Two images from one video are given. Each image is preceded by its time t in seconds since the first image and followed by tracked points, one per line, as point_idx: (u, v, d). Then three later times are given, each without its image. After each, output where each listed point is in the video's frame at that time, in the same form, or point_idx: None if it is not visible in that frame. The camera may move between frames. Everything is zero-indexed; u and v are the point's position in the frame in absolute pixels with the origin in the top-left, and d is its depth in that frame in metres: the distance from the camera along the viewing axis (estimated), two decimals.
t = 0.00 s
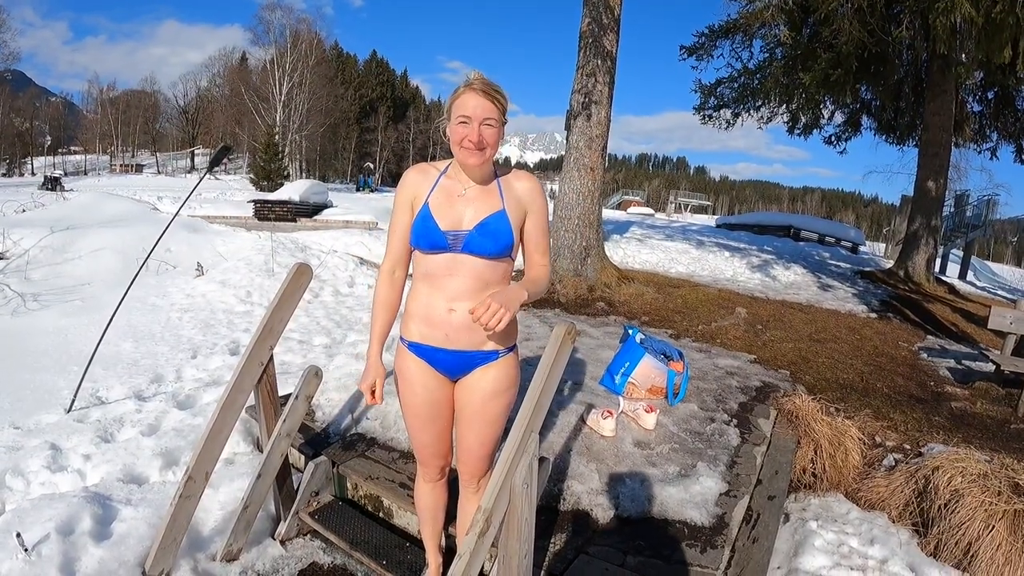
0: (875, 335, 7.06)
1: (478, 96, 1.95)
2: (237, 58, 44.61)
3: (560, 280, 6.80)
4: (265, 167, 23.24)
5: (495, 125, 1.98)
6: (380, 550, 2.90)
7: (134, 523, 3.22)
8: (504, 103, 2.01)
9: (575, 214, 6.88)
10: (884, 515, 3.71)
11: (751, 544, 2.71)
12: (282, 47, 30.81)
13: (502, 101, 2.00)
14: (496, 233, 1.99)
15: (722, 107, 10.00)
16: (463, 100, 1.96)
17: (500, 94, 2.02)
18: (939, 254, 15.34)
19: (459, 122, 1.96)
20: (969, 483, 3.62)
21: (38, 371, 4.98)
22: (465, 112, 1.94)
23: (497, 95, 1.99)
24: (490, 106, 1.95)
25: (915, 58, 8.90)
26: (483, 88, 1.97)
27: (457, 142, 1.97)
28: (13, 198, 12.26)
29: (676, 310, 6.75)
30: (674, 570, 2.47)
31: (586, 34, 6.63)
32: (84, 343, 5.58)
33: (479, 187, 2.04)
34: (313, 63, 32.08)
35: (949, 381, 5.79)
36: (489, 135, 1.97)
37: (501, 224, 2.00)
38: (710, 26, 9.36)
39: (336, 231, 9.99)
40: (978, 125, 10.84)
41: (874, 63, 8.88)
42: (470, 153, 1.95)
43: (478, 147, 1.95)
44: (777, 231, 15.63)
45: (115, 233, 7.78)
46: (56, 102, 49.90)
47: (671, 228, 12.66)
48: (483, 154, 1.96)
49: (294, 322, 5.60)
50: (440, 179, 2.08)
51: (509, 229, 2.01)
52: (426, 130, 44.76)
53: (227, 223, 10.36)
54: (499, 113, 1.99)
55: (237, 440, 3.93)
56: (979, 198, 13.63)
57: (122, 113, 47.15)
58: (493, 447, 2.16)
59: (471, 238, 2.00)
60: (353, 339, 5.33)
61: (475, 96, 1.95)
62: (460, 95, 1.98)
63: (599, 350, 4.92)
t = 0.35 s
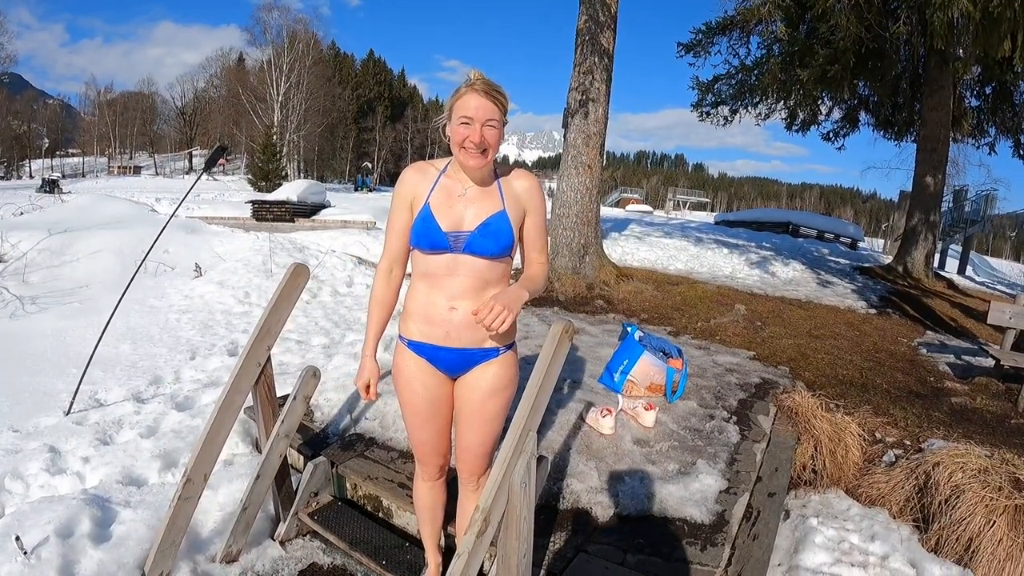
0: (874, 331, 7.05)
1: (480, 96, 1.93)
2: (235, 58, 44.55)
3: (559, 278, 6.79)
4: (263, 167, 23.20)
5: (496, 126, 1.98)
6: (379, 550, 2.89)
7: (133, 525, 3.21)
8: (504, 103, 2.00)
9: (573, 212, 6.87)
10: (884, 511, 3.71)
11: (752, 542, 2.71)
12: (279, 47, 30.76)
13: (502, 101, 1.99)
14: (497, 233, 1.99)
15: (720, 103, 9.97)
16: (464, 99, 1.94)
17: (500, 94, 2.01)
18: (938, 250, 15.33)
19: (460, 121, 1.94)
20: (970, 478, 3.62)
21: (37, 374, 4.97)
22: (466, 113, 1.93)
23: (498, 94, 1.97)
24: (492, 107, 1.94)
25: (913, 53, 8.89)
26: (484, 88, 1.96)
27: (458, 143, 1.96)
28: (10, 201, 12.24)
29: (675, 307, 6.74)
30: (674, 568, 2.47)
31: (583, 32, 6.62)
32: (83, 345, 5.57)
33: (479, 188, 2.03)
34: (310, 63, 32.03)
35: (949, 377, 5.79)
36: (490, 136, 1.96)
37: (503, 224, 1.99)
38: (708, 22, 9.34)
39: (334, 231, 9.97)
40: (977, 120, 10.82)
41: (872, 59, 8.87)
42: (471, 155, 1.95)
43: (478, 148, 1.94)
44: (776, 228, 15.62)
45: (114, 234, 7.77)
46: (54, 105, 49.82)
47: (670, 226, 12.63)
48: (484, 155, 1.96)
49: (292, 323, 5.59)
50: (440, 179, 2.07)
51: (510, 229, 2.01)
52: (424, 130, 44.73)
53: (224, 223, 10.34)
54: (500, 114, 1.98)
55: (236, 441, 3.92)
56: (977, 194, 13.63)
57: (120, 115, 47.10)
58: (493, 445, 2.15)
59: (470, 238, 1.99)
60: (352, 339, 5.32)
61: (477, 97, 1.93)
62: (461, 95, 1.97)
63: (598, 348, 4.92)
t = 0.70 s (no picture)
0: (876, 331, 7.03)
1: (522, 113, 1.90)
2: (236, 58, 44.55)
3: (560, 277, 6.77)
4: (265, 166, 23.20)
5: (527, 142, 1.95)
6: (379, 549, 2.88)
7: (132, 525, 3.21)
8: (541, 123, 1.97)
9: (574, 212, 6.85)
10: (886, 511, 3.69)
11: (753, 542, 2.69)
12: (280, 47, 30.73)
13: (540, 122, 1.97)
14: (491, 235, 1.97)
15: (721, 103, 9.94)
16: (507, 109, 1.91)
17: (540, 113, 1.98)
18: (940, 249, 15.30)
19: (494, 127, 1.91)
20: (971, 479, 3.60)
21: (37, 373, 4.97)
22: (500, 122, 1.90)
23: (537, 116, 1.95)
24: (527, 126, 1.91)
25: (915, 53, 8.86)
26: (527, 104, 1.92)
27: (481, 147, 1.92)
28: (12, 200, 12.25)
29: (676, 307, 6.73)
30: (674, 568, 2.46)
31: (584, 31, 6.61)
32: (83, 344, 5.57)
33: (481, 187, 1.99)
34: (311, 63, 32.01)
35: (951, 377, 5.77)
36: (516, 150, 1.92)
37: (498, 224, 1.97)
38: (709, 22, 9.32)
39: (336, 231, 9.96)
40: (979, 120, 10.79)
41: (873, 58, 8.84)
42: (488, 162, 1.91)
43: (497, 157, 1.90)
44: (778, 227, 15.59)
45: (115, 234, 7.77)
46: (56, 105, 49.84)
47: (671, 225, 12.61)
48: (500, 164, 1.92)
49: (293, 322, 5.58)
50: (444, 174, 2.06)
51: (506, 232, 1.99)
52: (425, 129, 44.71)
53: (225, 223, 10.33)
54: (535, 134, 1.96)
55: (236, 441, 3.91)
56: (979, 193, 13.59)
57: (121, 115, 47.13)
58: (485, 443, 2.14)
59: (465, 237, 1.97)
60: (352, 338, 5.31)
61: (518, 111, 1.90)
62: (503, 103, 1.93)
63: (599, 347, 4.90)
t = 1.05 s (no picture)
0: (876, 328, 7.02)
1: (528, 122, 1.85)
2: (234, 58, 44.50)
3: (559, 276, 6.75)
4: (263, 166, 23.18)
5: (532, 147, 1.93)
6: (378, 549, 2.88)
7: (131, 525, 3.20)
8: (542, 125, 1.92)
9: (572, 210, 6.84)
10: (886, 509, 3.69)
11: (753, 541, 2.69)
12: (278, 46, 30.64)
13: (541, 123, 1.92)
14: (492, 239, 1.98)
15: (720, 100, 9.92)
16: (512, 118, 1.83)
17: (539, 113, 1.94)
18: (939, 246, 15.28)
19: (503, 140, 1.86)
20: (972, 476, 3.59)
21: (36, 374, 4.96)
22: (508, 134, 1.85)
23: (539, 118, 1.90)
24: (533, 134, 1.88)
25: (914, 49, 8.84)
26: (531, 109, 1.86)
27: (493, 161, 1.91)
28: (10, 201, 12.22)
29: (675, 305, 6.71)
30: (674, 568, 2.45)
31: (582, 29, 6.59)
32: (82, 345, 5.56)
33: (479, 191, 1.99)
34: (309, 62, 31.97)
35: (951, 374, 5.77)
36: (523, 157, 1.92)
37: (500, 228, 1.98)
38: (707, 19, 9.30)
39: (334, 230, 9.95)
40: (978, 117, 10.77)
41: (872, 55, 8.82)
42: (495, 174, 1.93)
43: (508, 167, 1.92)
44: (777, 225, 15.57)
45: (113, 234, 7.77)
46: (54, 105, 49.78)
47: (671, 223, 12.60)
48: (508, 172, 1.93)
49: (292, 322, 5.57)
50: (439, 177, 2.04)
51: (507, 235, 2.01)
52: (424, 128, 44.67)
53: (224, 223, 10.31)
54: (538, 139, 1.92)
55: (235, 440, 3.90)
56: (979, 190, 13.57)
57: (120, 115, 47.07)
58: (486, 441, 2.14)
59: (467, 239, 1.97)
60: (351, 337, 5.30)
61: (526, 122, 1.84)
62: (505, 106, 1.84)
63: (598, 345, 4.88)
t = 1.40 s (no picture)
0: (871, 328, 7.05)
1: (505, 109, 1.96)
2: (231, 55, 44.34)
3: (556, 275, 6.75)
4: (260, 164, 23.12)
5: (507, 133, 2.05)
6: (373, 548, 2.88)
7: (126, 524, 3.19)
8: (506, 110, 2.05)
9: (569, 209, 6.84)
10: (881, 509, 3.70)
11: (748, 541, 2.69)
12: (275, 44, 30.55)
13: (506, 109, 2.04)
14: (490, 235, 2.01)
15: (717, 100, 9.93)
16: (491, 107, 1.93)
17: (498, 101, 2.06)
18: (934, 247, 15.34)
19: (488, 131, 1.94)
20: (966, 476, 3.61)
21: (31, 372, 4.95)
22: (492, 125, 1.93)
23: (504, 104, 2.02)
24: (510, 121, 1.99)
25: (911, 50, 8.87)
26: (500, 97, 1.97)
27: (484, 154, 1.97)
28: (5, 198, 12.16)
29: (672, 304, 6.72)
30: (669, 567, 2.46)
31: (579, 28, 6.59)
32: (78, 343, 5.55)
33: (463, 190, 2.02)
34: (307, 60, 31.88)
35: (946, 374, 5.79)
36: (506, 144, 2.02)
37: (492, 224, 2.02)
38: (704, 19, 9.30)
39: (331, 229, 9.93)
40: (974, 118, 10.79)
41: (869, 56, 8.84)
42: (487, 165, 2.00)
43: (497, 156, 2.01)
44: (773, 224, 15.60)
45: (110, 232, 7.74)
46: (50, 103, 49.52)
47: (667, 222, 12.62)
48: (496, 161, 2.02)
49: (288, 320, 5.56)
50: (421, 185, 2.01)
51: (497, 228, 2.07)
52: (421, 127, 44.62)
53: (220, 221, 10.28)
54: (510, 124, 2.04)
55: (231, 439, 3.89)
56: (974, 191, 13.61)
57: (115, 112, 46.86)
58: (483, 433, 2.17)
59: (463, 242, 1.99)
60: (348, 336, 5.29)
61: (505, 110, 1.96)
62: (482, 100, 1.93)
63: (595, 344, 4.88)
